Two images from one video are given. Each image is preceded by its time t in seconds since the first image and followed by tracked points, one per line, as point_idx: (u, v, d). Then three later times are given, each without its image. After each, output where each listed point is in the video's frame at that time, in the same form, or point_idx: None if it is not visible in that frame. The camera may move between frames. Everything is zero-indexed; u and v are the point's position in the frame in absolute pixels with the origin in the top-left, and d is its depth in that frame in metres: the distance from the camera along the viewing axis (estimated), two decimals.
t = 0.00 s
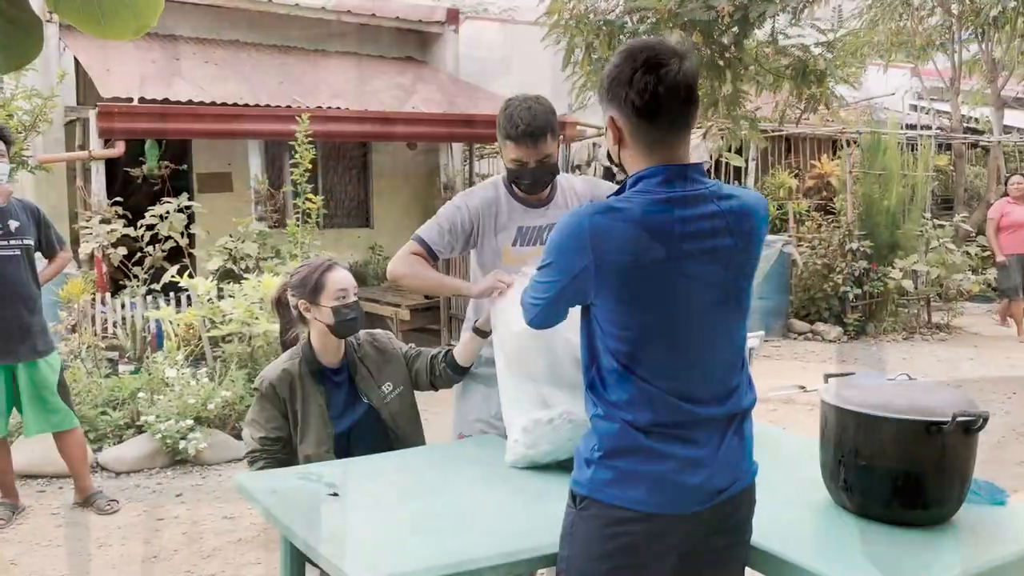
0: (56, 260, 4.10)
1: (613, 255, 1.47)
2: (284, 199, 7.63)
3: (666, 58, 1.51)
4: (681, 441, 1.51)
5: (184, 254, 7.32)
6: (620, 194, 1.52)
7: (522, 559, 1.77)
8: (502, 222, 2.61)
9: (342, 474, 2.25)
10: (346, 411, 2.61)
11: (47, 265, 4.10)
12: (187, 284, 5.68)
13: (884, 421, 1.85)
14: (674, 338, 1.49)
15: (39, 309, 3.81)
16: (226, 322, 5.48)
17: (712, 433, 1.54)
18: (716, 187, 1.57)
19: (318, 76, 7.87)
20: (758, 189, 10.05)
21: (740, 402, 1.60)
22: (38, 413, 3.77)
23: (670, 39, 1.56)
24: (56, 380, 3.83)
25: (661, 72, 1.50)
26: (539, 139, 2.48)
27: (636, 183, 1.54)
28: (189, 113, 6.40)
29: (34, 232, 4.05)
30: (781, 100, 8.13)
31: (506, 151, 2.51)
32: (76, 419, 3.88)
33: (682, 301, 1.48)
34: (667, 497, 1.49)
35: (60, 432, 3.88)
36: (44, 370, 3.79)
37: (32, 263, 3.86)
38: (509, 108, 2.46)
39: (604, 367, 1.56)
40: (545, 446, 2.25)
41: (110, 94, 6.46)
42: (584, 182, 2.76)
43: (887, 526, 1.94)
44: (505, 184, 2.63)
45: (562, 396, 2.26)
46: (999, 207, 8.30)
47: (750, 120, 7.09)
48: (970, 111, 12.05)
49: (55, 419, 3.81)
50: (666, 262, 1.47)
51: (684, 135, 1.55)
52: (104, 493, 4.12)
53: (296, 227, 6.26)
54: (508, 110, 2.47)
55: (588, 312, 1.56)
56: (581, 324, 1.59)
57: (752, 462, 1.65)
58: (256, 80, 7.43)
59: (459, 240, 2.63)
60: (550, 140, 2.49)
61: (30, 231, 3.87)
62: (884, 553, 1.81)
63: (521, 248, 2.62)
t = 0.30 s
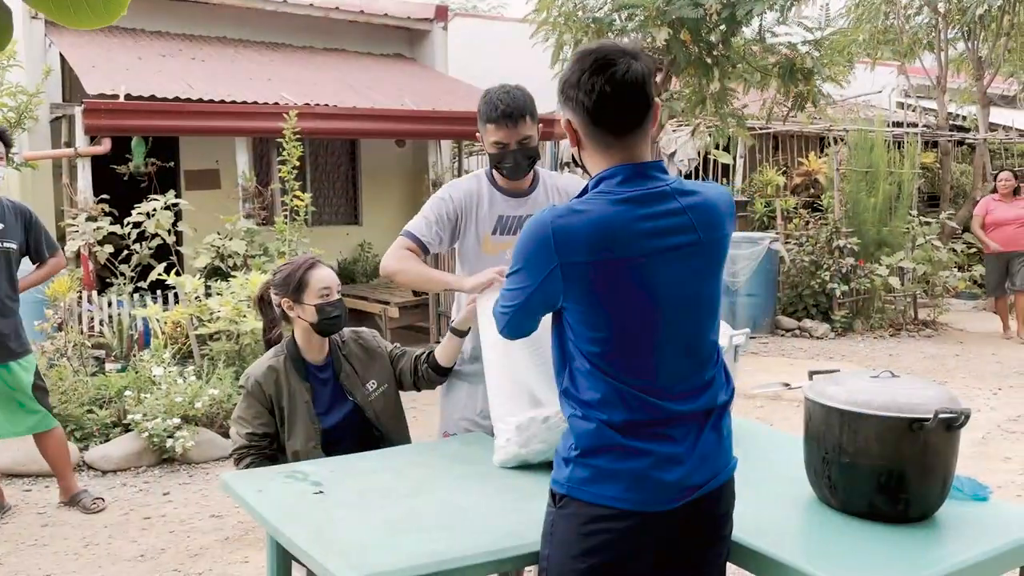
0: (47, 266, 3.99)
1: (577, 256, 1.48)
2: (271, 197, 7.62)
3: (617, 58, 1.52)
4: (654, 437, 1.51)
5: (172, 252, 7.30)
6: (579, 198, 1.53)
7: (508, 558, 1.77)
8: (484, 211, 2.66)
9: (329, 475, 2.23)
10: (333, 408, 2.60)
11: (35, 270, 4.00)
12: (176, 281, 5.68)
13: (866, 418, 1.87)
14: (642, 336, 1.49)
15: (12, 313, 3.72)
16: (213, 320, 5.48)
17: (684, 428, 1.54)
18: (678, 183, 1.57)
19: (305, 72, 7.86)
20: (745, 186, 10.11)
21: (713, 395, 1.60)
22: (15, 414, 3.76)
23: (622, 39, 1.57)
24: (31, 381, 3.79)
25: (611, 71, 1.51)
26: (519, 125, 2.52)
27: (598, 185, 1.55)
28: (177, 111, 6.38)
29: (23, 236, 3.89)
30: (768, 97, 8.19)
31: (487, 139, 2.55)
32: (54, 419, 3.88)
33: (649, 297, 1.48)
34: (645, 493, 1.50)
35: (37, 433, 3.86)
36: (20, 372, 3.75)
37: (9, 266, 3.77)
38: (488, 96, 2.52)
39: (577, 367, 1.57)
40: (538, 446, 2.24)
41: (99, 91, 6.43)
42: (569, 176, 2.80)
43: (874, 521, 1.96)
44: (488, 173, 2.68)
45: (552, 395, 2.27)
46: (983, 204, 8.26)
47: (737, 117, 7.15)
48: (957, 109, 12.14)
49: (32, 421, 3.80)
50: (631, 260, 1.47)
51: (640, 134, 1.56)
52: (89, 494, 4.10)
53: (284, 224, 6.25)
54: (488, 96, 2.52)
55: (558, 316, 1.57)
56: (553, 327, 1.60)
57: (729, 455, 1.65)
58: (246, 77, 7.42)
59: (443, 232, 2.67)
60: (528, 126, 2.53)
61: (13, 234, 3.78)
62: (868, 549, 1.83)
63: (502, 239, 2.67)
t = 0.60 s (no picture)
0: (46, 268, 3.99)
1: (560, 254, 1.49)
2: (265, 195, 7.61)
3: (604, 57, 1.53)
4: (641, 432, 1.53)
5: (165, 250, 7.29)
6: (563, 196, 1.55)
7: (501, 554, 1.78)
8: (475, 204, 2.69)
9: (322, 473, 2.23)
10: (326, 405, 2.61)
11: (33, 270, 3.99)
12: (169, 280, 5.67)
13: (857, 414, 1.88)
14: (626, 331, 1.50)
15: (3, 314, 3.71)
16: (207, 318, 5.48)
17: (671, 423, 1.55)
18: (662, 180, 1.58)
19: (299, 71, 7.85)
20: (739, 184, 10.13)
21: (701, 390, 1.60)
22: (8, 414, 3.77)
23: (608, 39, 1.58)
24: (22, 380, 3.79)
25: (597, 70, 1.52)
26: (507, 114, 2.56)
27: (581, 184, 1.57)
28: (169, 110, 6.35)
29: (21, 236, 3.89)
30: (762, 96, 8.21)
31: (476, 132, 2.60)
32: (47, 418, 3.88)
33: (633, 293, 1.49)
34: (633, 489, 1.51)
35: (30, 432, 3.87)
36: (12, 373, 3.75)
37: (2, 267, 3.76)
38: (477, 93, 2.58)
39: (567, 364, 1.59)
40: (537, 447, 2.26)
41: (91, 89, 6.41)
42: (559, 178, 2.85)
43: (863, 512, 1.97)
44: (480, 171, 2.73)
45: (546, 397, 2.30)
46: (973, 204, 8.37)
47: (732, 116, 7.17)
48: (950, 108, 12.17)
49: (25, 420, 3.80)
50: (613, 256, 1.48)
51: (625, 132, 1.57)
52: (83, 492, 4.10)
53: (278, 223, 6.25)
54: (478, 91, 2.57)
55: (548, 313, 1.60)
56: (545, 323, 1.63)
57: (720, 450, 1.66)
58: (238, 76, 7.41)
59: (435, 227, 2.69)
60: (517, 115, 2.57)
61: (7, 236, 3.77)
62: (860, 545, 1.84)
63: (492, 231, 2.68)
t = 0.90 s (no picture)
0: (52, 262, 3.99)
1: (558, 251, 1.51)
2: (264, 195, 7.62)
3: (606, 57, 1.55)
4: (639, 427, 1.54)
5: (164, 250, 7.30)
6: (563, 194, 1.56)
7: (500, 550, 1.80)
8: (472, 202, 2.71)
9: (322, 470, 2.25)
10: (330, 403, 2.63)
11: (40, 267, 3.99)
12: (168, 279, 5.68)
13: (854, 411, 1.89)
14: (623, 326, 1.51)
15: (14, 310, 3.73)
16: (206, 318, 5.50)
17: (669, 419, 1.56)
18: (661, 177, 1.59)
19: (298, 71, 7.86)
20: (737, 184, 10.15)
21: (699, 386, 1.62)
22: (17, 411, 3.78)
23: (608, 40, 1.60)
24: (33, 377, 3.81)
25: (600, 69, 1.54)
26: (501, 112, 2.58)
27: (580, 181, 1.58)
28: (169, 110, 6.36)
29: (29, 233, 3.90)
30: (760, 96, 8.23)
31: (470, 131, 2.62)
32: (56, 417, 3.90)
33: (630, 289, 1.50)
34: (630, 484, 1.52)
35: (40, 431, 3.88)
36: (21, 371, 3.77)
37: (12, 264, 3.78)
38: (470, 94, 2.60)
39: (566, 360, 1.60)
40: (539, 444, 2.27)
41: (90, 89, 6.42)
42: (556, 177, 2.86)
43: (860, 508, 1.99)
44: (477, 170, 2.75)
45: (543, 397, 2.33)
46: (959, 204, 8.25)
47: (730, 116, 7.18)
48: (948, 108, 12.19)
49: (36, 417, 3.82)
50: (611, 253, 1.49)
51: (627, 130, 1.59)
52: (84, 491, 4.11)
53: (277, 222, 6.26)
54: (472, 90, 2.59)
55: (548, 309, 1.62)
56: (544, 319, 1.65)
57: (719, 445, 1.67)
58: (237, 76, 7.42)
59: (434, 225, 2.72)
60: (511, 113, 2.59)
61: (18, 233, 3.79)
62: (857, 541, 1.85)
63: (489, 228, 2.70)
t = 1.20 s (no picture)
0: (72, 258, 4.02)
1: (557, 254, 1.52)
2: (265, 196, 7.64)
3: (596, 62, 1.56)
4: (639, 427, 1.56)
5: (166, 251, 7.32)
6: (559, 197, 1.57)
7: (502, 549, 1.81)
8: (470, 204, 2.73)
9: (325, 470, 2.26)
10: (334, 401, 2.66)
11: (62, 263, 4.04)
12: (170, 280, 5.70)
13: (853, 411, 1.91)
14: (622, 328, 1.53)
15: (35, 307, 3.80)
16: (207, 319, 5.51)
17: (669, 419, 1.58)
18: (656, 177, 1.60)
19: (299, 72, 7.88)
20: (738, 185, 10.15)
21: (698, 384, 1.63)
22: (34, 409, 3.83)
23: (596, 45, 1.62)
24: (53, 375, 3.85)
25: (592, 73, 1.55)
26: (493, 115, 2.61)
27: (575, 185, 1.59)
28: (172, 112, 6.39)
29: (47, 230, 3.96)
30: (761, 97, 8.23)
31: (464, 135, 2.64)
32: (72, 417, 3.91)
33: (629, 291, 1.52)
34: (630, 482, 1.54)
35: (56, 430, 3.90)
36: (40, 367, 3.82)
37: (32, 261, 3.86)
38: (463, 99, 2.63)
39: (565, 361, 1.61)
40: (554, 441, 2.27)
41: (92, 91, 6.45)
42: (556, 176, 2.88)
43: (862, 508, 2.00)
44: (474, 172, 2.77)
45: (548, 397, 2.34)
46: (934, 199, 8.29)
47: (730, 117, 7.19)
48: (949, 108, 12.18)
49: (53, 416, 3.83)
50: (610, 255, 1.51)
51: (618, 134, 1.61)
52: (87, 492, 4.12)
53: (278, 223, 6.27)
54: (465, 95, 2.62)
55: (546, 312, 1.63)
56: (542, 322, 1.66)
57: (717, 443, 1.69)
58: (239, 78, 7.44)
59: (436, 229, 2.75)
60: (503, 114, 2.61)
61: (37, 230, 3.87)
62: (858, 540, 1.86)
63: (488, 228, 2.72)
